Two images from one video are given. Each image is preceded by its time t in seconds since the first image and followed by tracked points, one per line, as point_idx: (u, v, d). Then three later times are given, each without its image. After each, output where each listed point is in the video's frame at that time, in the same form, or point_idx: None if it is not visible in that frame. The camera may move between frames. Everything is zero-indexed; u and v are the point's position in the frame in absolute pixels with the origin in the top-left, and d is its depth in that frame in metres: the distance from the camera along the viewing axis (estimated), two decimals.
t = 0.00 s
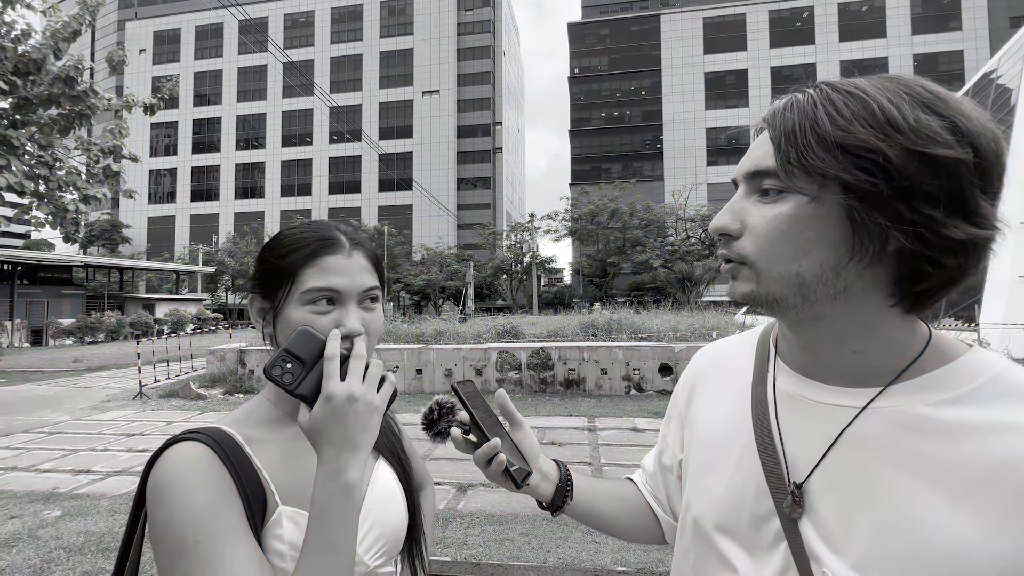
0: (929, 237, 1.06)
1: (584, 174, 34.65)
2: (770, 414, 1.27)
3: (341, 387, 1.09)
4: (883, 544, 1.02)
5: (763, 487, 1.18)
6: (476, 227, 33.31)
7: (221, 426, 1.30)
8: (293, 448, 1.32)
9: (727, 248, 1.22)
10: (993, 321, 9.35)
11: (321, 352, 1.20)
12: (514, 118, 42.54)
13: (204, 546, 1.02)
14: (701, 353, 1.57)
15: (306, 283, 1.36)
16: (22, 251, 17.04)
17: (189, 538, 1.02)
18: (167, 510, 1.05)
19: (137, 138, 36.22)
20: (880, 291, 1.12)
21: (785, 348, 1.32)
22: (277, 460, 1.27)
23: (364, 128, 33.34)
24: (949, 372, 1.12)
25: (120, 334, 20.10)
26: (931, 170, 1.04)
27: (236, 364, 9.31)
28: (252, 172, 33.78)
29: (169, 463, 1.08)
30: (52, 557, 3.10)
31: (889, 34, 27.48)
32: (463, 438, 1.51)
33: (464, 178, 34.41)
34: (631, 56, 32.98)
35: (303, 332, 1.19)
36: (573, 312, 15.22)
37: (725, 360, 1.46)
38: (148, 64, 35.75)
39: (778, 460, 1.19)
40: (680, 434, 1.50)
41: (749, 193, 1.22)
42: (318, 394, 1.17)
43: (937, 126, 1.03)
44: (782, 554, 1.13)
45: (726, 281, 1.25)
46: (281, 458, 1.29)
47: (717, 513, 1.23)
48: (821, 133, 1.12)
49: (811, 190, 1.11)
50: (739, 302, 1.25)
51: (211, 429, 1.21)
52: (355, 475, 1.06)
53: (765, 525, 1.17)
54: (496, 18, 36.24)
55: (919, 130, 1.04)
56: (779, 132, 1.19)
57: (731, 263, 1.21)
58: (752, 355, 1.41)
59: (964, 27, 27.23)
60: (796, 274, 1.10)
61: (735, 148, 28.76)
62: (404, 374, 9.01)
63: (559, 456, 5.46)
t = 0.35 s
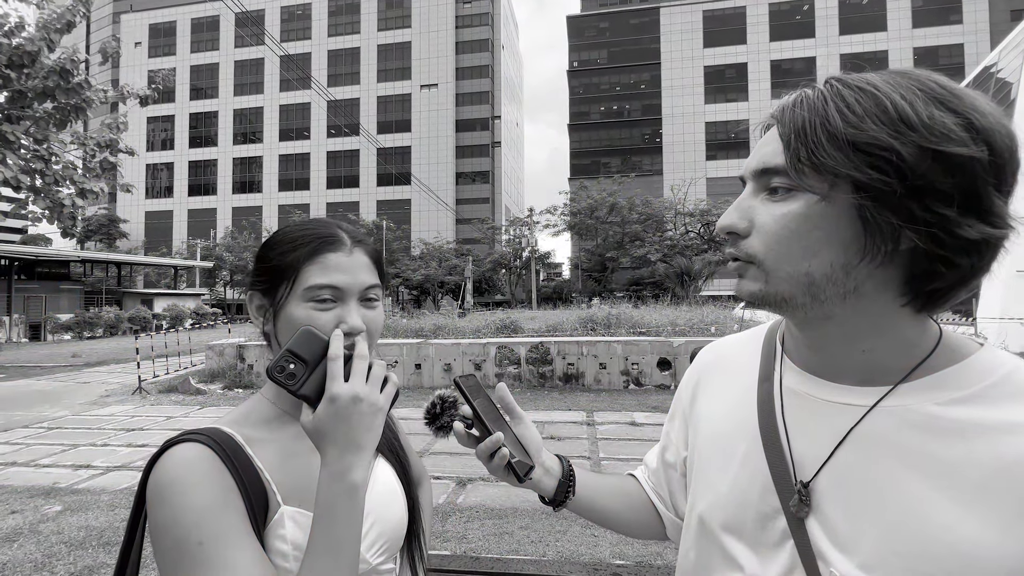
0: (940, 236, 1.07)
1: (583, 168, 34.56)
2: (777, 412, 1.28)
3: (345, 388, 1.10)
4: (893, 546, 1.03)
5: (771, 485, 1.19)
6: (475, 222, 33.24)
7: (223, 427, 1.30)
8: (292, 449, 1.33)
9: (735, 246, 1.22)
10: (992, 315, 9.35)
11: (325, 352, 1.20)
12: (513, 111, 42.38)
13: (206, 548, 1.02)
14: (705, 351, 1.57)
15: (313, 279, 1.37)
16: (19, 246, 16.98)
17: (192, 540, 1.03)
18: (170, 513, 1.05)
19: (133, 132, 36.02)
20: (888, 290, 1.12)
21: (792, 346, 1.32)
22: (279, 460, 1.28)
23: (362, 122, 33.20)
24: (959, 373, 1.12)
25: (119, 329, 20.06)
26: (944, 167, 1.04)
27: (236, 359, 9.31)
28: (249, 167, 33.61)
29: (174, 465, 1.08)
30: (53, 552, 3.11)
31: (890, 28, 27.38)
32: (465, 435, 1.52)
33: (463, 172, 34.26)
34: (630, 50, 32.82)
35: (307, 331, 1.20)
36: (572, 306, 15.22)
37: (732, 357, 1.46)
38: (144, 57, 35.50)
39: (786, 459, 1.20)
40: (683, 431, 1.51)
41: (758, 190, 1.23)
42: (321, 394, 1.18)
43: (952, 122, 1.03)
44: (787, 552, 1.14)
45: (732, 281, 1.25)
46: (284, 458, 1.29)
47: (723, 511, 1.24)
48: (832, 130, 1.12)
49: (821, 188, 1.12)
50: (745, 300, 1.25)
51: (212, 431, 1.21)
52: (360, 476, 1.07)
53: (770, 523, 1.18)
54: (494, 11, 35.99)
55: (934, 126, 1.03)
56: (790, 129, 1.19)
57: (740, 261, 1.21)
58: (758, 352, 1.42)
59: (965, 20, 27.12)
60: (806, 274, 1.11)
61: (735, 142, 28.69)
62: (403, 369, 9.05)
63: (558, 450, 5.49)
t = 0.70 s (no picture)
0: (942, 230, 1.07)
1: (580, 164, 34.52)
2: (783, 411, 1.28)
3: (336, 395, 1.04)
4: (902, 545, 1.03)
5: (778, 485, 1.19)
6: (471, 217, 33.15)
7: (219, 429, 1.29)
8: (288, 452, 1.30)
9: (735, 246, 1.22)
10: (985, 311, 9.42)
11: (313, 356, 1.14)
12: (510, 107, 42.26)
13: (196, 558, 1.01)
14: (711, 349, 1.57)
15: (265, 274, 1.35)
16: (12, 242, 16.86)
17: (183, 551, 1.02)
18: (161, 519, 1.05)
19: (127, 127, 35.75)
20: (892, 287, 1.12)
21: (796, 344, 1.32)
22: (277, 464, 1.26)
23: (358, 117, 33.02)
24: (965, 372, 1.12)
25: (114, 325, 19.95)
26: (942, 161, 1.04)
27: (232, 355, 9.30)
28: (245, 162, 33.39)
29: (166, 469, 1.08)
30: (49, 550, 3.10)
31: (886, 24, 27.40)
32: (496, 422, 1.46)
33: (460, 168, 34.16)
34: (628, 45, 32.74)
35: (289, 335, 1.14)
36: (569, 303, 15.24)
37: (737, 355, 1.46)
38: (137, 51, 35.15)
39: (794, 459, 1.20)
40: (690, 428, 1.51)
41: (755, 189, 1.22)
42: (312, 401, 1.12)
43: (944, 116, 1.03)
44: (796, 553, 1.15)
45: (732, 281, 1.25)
46: (280, 461, 1.27)
47: (729, 513, 1.24)
48: (826, 128, 1.12)
49: (818, 186, 1.12)
50: (745, 300, 1.24)
51: (204, 433, 1.21)
52: (355, 485, 1.03)
53: (778, 523, 1.18)
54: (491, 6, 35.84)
55: (929, 118, 1.03)
56: (784, 128, 1.19)
57: (739, 262, 1.21)
58: (763, 351, 1.42)
59: (961, 16, 27.17)
60: (809, 272, 1.10)
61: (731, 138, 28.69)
62: (400, 365, 9.08)
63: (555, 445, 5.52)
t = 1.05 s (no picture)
0: (950, 224, 1.07)
1: (577, 163, 34.53)
2: (785, 411, 1.27)
3: (333, 403, 1.01)
4: (907, 542, 1.03)
5: (781, 482, 1.19)
6: (469, 217, 33.09)
7: (211, 439, 1.26)
8: (283, 462, 1.28)
9: (741, 244, 1.21)
10: (980, 310, 9.49)
11: (308, 362, 1.12)
12: (507, 106, 42.26)
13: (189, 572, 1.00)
14: (710, 349, 1.55)
15: (250, 275, 1.35)
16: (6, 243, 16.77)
17: (175, 565, 1.01)
18: (155, 531, 1.03)
19: (122, 127, 35.59)
20: (898, 284, 1.12)
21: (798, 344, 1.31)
22: (271, 472, 1.24)
23: (354, 117, 32.96)
24: (967, 368, 1.13)
25: (109, 325, 19.86)
26: (950, 155, 1.05)
27: (228, 355, 9.26)
28: (241, 162, 33.28)
29: (159, 480, 1.06)
30: (43, 552, 3.07)
31: (881, 24, 27.52)
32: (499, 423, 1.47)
33: (457, 167, 34.13)
34: (624, 45, 32.79)
35: (282, 341, 1.12)
36: (566, 302, 15.26)
37: (736, 354, 1.45)
38: (132, 49, 34.96)
39: (797, 459, 1.20)
40: (689, 427, 1.50)
41: (761, 183, 1.22)
42: (308, 408, 1.09)
43: (951, 113, 1.04)
44: (798, 552, 1.15)
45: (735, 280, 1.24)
46: (275, 468, 1.26)
47: (731, 511, 1.23)
48: (836, 122, 1.12)
49: (828, 178, 1.11)
50: (749, 295, 1.23)
51: (196, 444, 1.19)
52: (354, 495, 1.02)
53: (781, 524, 1.18)
54: (488, 5, 35.80)
55: (936, 116, 1.04)
56: (792, 124, 1.19)
57: (746, 257, 1.19)
58: (764, 352, 1.41)
59: (956, 16, 27.32)
60: (816, 266, 1.10)
61: (728, 137, 28.75)
62: (398, 364, 9.07)
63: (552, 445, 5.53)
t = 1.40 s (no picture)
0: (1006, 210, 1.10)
1: (580, 163, 34.47)
2: (800, 411, 1.22)
3: (316, 401, 1.01)
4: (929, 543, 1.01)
5: (796, 486, 1.15)
6: (473, 217, 33.15)
7: (214, 444, 1.28)
8: (284, 465, 1.29)
9: (799, 229, 1.07)
10: (988, 310, 9.40)
11: (292, 362, 1.11)
12: (511, 106, 42.27)
13: None
14: (711, 350, 1.50)
15: (245, 282, 1.35)
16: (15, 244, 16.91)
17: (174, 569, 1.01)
18: (159, 537, 1.03)
19: (129, 129, 35.84)
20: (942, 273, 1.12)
21: (809, 342, 1.28)
22: (274, 475, 1.24)
23: (358, 118, 33.05)
24: (986, 366, 1.09)
25: (116, 326, 20.01)
26: (1006, 144, 1.08)
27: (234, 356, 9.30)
28: (246, 163, 33.38)
29: (160, 488, 1.07)
30: (51, 551, 3.10)
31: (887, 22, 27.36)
32: (461, 431, 1.48)
33: (461, 168, 34.17)
34: (628, 45, 32.75)
35: (265, 342, 1.11)
36: (570, 302, 15.25)
37: (740, 353, 1.40)
38: (139, 52, 35.18)
39: (816, 462, 1.15)
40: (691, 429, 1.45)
41: (815, 164, 1.12)
42: (295, 408, 1.10)
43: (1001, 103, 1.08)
44: (816, 558, 1.11)
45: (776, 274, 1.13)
46: (277, 473, 1.25)
47: (745, 517, 1.18)
48: (916, 98, 1.06)
49: (903, 158, 1.04)
50: (788, 290, 1.13)
51: (200, 450, 1.19)
52: (346, 493, 1.02)
53: (797, 529, 1.13)
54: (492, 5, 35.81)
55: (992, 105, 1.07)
56: (857, 99, 1.09)
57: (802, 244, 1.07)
58: (771, 350, 1.36)
59: (963, 14, 27.12)
60: (885, 253, 1.02)
61: (733, 137, 28.67)
62: (402, 365, 9.09)
63: (556, 446, 5.53)
